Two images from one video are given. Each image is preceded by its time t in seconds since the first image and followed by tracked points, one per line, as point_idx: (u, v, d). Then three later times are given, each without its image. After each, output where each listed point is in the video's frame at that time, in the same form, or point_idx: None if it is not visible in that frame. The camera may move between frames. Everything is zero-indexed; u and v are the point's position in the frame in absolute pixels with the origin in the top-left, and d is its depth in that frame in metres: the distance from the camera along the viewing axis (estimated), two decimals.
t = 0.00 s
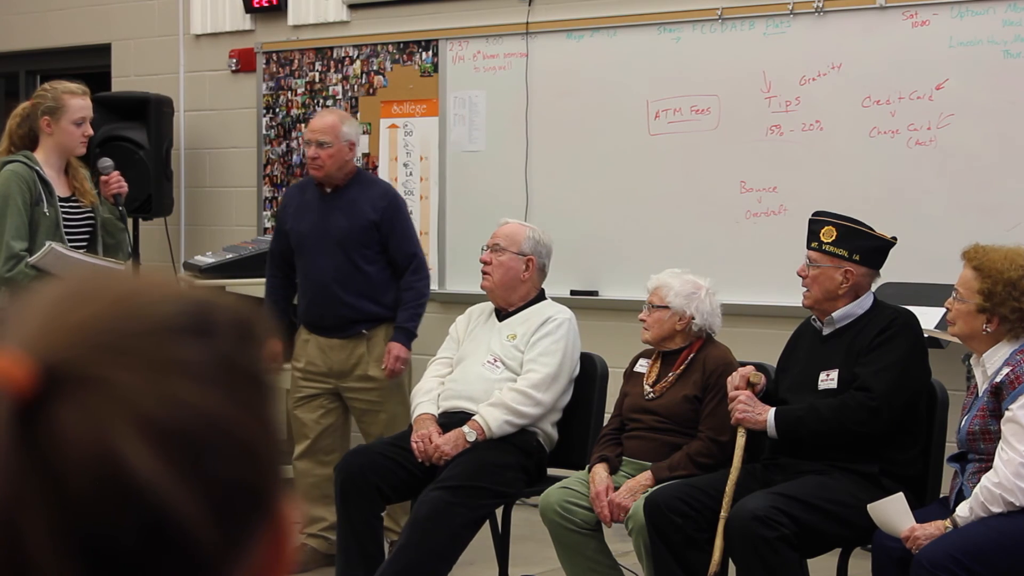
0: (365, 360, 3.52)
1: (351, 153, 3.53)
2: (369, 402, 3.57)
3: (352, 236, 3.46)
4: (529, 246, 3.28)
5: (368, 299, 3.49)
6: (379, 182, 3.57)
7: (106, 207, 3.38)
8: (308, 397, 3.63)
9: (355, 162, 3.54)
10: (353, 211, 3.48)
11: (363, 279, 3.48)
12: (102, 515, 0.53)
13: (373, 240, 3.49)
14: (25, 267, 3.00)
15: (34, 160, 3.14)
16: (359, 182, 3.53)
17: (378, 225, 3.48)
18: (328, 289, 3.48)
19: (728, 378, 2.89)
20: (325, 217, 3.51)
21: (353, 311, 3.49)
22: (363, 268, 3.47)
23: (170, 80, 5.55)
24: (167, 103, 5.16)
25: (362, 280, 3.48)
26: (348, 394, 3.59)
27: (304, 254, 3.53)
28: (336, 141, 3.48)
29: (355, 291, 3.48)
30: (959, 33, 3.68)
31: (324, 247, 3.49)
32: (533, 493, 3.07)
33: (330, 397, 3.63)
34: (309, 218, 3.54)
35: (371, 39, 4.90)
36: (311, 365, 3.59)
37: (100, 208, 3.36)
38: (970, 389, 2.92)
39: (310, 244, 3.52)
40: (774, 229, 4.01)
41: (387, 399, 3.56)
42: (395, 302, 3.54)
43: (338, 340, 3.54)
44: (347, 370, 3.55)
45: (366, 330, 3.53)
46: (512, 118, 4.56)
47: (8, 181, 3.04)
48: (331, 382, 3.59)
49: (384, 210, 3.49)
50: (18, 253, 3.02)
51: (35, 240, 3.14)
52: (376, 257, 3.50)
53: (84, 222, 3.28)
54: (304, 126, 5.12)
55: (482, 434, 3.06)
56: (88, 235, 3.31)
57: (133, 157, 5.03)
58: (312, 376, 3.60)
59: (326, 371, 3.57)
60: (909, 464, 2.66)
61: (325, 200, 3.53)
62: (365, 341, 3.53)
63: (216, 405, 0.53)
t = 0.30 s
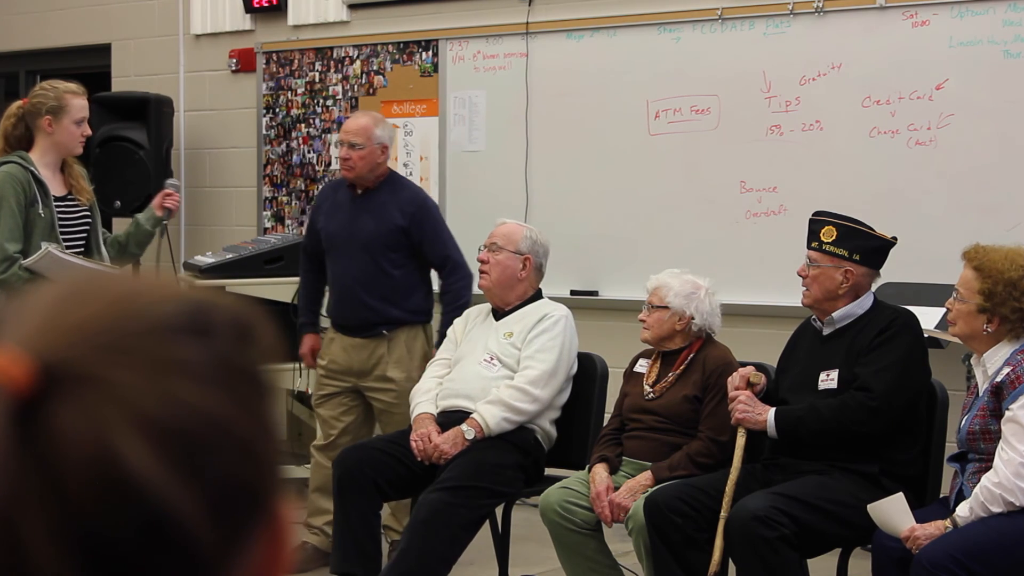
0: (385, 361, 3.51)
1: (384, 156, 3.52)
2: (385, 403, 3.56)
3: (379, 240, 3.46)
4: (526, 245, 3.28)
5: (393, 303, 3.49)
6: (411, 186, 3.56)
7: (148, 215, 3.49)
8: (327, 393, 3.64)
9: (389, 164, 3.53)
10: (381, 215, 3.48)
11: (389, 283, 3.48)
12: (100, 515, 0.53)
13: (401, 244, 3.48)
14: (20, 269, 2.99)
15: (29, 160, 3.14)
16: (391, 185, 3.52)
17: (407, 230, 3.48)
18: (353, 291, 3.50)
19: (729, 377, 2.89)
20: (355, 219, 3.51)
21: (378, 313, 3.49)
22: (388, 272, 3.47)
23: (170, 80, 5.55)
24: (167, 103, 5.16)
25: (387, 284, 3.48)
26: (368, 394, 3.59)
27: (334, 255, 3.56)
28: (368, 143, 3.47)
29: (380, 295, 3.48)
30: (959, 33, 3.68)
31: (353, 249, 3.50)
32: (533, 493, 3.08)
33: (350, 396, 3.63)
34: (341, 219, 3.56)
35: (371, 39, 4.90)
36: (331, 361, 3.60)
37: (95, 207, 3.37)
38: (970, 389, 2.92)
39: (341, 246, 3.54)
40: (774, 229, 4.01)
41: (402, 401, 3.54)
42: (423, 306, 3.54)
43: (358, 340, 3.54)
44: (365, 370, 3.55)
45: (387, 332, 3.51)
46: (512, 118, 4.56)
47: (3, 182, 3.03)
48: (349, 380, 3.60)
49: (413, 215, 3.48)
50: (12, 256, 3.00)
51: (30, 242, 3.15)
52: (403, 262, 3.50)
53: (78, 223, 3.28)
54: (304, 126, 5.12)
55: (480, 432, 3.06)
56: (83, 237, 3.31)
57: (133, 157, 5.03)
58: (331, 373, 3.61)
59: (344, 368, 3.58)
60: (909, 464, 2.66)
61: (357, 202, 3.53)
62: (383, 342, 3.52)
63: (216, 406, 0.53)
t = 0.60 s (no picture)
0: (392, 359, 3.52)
1: (392, 155, 3.52)
2: (391, 401, 3.56)
3: (387, 240, 3.47)
4: (524, 245, 3.28)
5: (399, 302, 3.50)
6: (421, 185, 3.56)
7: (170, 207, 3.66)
8: (334, 390, 3.64)
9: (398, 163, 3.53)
10: (390, 214, 3.48)
11: (396, 283, 3.48)
12: (101, 515, 0.53)
13: (409, 244, 3.49)
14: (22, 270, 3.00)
15: (26, 160, 3.14)
16: (401, 184, 3.53)
17: (416, 230, 3.48)
18: (360, 290, 3.50)
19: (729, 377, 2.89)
20: (364, 218, 3.52)
21: (384, 313, 3.50)
22: (395, 272, 3.47)
23: (170, 80, 5.55)
24: (167, 103, 5.16)
25: (394, 284, 3.48)
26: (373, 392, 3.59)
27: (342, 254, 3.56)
28: (375, 142, 3.47)
29: (386, 295, 3.49)
30: (959, 33, 3.68)
31: (361, 248, 3.51)
32: (533, 493, 3.08)
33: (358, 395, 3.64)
34: (350, 218, 3.56)
35: (371, 39, 4.90)
36: (339, 358, 3.60)
37: (92, 205, 3.37)
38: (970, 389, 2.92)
39: (348, 245, 3.54)
40: (774, 229, 4.01)
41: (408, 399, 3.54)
42: (430, 306, 3.54)
43: (365, 339, 3.55)
44: (371, 368, 3.55)
45: (393, 331, 3.52)
46: (513, 118, 4.56)
47: (3, 182, 3.03)
48: (355, 378, 3.60)
49: (421, 214, 3.48)
50: (12, 257, 3.00)
51: (30, 243, 3.15)
52: (411, 261, 3.50)
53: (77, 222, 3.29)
54: (304, 126, 5.12)
55: (484, 431, 3.06)
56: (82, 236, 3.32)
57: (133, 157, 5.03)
58: (339, 369, 3.62)
59: (351, 366, 3.58)
60: (909, 464, 2.66)
61: (367, 202, 3.54)
62: (389, 340, 3.53)
63: (217, 407, 0.53)
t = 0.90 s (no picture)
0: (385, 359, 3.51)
1: (373, 154, 3.51)
2: (386, 401, 3.56)
3: (376, 240, 3.47)
4: (526, 246, 3.28)
5: (391, 301, 3.50)
6: (404, 183, 3.57)
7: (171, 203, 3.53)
8: (326, 395, 3.63)
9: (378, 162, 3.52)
10: (378, 214, 3.49)
11: (387, 282, 3.49)
12: (104, 516, 0.53)
13: (398, 243, 3.50)
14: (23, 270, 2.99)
15: (26, 160, 3.14)
16: (383, 184, 3.53)
17: (404, 228, 3.49)
18: (351, 292, 3.48)
19: (729, 377, 2.89)
20: (350, 220, 3.51)
21: (376, 313, 3.49)
22: (387, 271, 3.48)
23: (170, 80, 5.55)
24: (166, 103, 5.16)
25: (386, 282, 3.49)
26: (367, 393, 3.59)
27: (326, 256, 3.54)
28: (357, 143, 3.46)
29: (379, 294, 3.49)
30: (959, 33, 3.68)
31: (348, 249, 3.49)
32: (533, 493, 3.07)
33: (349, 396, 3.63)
34: (332, 220, 3.54)
35: (371, 39, 4.90)
36: (329, 362, 3.59)
37: (93, 204, 3.37)
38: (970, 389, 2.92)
39: (332, 246, 3.53)
40: (774, 229, 4.01)
41: (403, 397, 3.54)
42: (420, 303, 3.56)
43: (358, 340, 3.54)
44: (365, 370, 3.55)
45: (387, 330, 3.52)
46: (513, 118, 4.56)
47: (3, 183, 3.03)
48: (348, 381, 3.60)
49: (409, 213, 3.49)
50: (12, 257, 3.00)
51: (30, 243, 3.15)
52: (400, 260, 3.51)
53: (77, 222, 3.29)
54: (304, 126, 5.12)
55: (487, 432, 3.05)
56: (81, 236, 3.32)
57: (134, 157, 5.03)
58: (329, 373, 3.61)
59: (344, 369, 3.57)
60: (909, 464, 2.66)
61: (350, 203, 3.53)
62: (382, 340, 3.52)
63: (222, 411, 0.53)
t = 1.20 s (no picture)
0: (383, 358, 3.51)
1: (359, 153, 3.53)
2: (387, 398, 3.57)
3: (367, 236, 3.47)
4: (531, 246, 3.28)
5: (385, 297, 3.51)
6: (384, 178, 3.59)
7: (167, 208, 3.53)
8: (323, 398, 3.62)
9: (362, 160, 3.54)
10: (366, 210, 3.49)
11: (381, 277, 3.49)
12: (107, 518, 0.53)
13: (388, 237, 3.51)
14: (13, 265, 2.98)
15: (27, 161, 3.14)
16: (366, 180, 3.54)
17: (392, 221, 3.51)
18: (346, 292, 3.47)
19: (729, 377, 2.89)
20: (337, 219, 3.49)
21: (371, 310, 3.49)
22: (380, 267, 3.49)
23: (170, 80, 5.54)
24: (167, 103, 5.16)
25: (380, 278, 3.49)
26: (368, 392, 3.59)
27: (314, 258, 3.51)
28: (354, 146, 3.46)
29: (374, 291, 3.49)
30: (959, 33, 3.68)
31: (338, 249, 3.47)
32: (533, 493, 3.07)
33: (347, 396, 3.62)
34: (317, 221, 3.52)
35: (371, 39, 4.90)
36: (326, 365, 3.58)
37: (92, 204, 3.37)
38: (970, 389, 2.92)
39: (320, 246, 3.50)
40: (774, 229, 4.01)
41: (405, 391, 3.55)
42: (412, 296, 3.58)
43: (355, 340, 3.53)
44: (364, 368, 3.55)
45: (382, 326, 3.52)
46: (512, 118, 4.56)
47: (2, 182, 3.03)
48: (346, 381, 3.59)
49: (396, 206, 3.52)
50: (11, 257, 3.00)
51: (28, 244, 3.15)
52: (391, 254, 3.52)
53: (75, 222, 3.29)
54: (304, 126, 5.12)
55: (491, 432, 3.05)
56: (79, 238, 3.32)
57: (134, 157, 5.03)
58: (326, 376, 3.60)
59: (342, 370, 3.57)
60: (909, 464, 2.65)
61: (333, 204, 3.51)
62: (381, 338, 3.52)
63: (227, 414, 0.54)
